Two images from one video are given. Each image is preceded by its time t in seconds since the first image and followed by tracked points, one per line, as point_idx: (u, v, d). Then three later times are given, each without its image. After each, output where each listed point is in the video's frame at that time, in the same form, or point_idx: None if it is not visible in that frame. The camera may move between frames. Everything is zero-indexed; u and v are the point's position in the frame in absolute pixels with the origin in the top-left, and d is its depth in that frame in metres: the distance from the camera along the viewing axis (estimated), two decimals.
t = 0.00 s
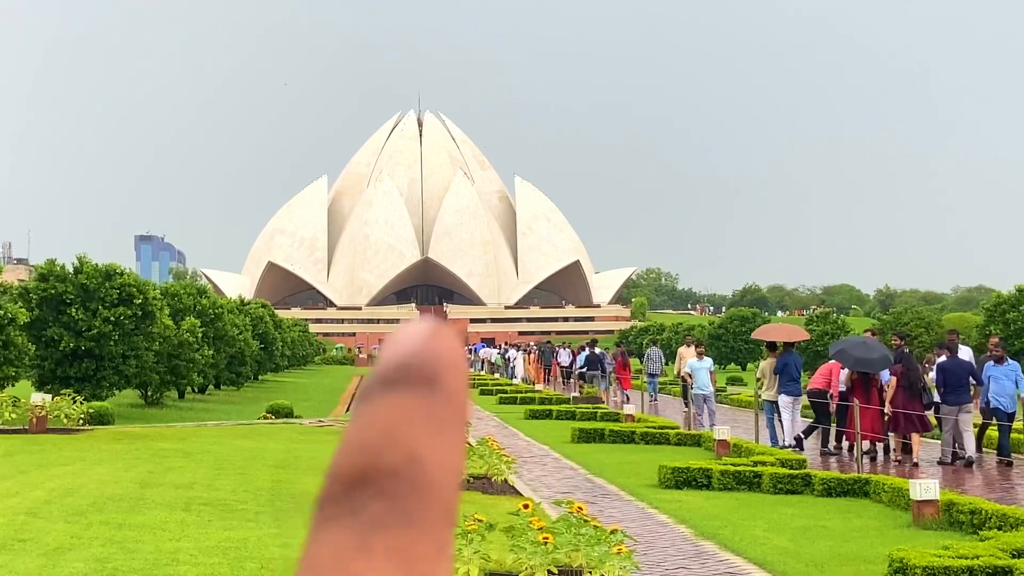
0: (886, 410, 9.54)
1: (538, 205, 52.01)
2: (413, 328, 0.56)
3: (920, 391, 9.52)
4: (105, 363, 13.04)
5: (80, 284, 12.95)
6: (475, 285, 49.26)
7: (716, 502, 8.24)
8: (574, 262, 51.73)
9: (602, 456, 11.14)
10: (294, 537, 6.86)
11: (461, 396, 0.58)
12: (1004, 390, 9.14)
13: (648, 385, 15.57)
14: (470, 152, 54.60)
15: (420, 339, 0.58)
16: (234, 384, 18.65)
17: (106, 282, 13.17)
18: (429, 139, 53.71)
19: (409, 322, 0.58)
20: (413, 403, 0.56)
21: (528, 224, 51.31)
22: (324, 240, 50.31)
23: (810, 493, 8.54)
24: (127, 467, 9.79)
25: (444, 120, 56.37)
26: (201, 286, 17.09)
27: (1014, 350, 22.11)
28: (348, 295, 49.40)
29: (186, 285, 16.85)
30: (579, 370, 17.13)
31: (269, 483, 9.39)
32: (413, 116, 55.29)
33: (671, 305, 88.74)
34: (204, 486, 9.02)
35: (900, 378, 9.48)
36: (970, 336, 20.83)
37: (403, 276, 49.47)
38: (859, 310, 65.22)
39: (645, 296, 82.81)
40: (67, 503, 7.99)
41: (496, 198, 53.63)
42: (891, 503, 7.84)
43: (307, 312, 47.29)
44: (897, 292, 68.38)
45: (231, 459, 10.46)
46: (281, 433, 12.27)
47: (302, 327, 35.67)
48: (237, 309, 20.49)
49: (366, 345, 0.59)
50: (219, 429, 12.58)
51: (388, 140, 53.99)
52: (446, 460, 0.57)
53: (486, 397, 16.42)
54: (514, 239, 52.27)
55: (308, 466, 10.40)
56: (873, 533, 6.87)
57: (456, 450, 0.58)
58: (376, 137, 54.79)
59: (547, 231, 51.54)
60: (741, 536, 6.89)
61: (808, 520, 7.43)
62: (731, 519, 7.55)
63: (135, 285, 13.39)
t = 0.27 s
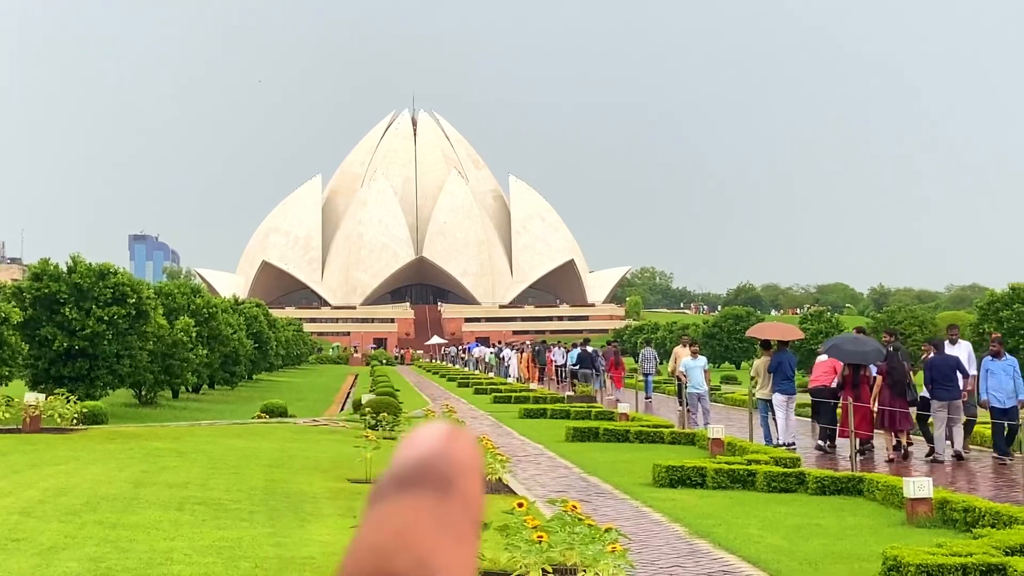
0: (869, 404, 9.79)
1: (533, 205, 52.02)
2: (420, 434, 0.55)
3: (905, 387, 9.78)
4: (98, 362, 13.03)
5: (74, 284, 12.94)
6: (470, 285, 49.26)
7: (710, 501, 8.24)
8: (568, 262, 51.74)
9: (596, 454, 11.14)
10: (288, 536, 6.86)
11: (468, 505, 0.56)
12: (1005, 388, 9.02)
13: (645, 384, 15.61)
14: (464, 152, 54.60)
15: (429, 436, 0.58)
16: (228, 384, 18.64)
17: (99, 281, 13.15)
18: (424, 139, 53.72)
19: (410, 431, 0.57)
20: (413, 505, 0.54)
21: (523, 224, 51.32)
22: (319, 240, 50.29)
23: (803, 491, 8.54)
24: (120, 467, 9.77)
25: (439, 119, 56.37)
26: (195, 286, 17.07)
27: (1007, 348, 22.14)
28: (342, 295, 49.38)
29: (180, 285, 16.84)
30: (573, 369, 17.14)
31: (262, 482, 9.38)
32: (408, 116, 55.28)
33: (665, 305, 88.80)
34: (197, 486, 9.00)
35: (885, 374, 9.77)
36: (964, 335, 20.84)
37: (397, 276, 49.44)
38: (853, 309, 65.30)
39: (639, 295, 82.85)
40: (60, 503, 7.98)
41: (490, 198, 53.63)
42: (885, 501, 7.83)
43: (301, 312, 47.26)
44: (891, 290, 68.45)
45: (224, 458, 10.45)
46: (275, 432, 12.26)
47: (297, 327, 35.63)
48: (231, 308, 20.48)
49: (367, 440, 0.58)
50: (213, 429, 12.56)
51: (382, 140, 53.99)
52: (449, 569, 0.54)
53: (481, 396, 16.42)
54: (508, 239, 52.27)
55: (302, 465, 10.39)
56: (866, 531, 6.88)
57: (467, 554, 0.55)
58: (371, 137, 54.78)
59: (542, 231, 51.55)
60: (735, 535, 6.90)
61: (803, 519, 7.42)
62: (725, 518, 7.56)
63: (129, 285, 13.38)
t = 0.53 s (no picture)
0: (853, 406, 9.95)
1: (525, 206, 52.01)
2: (505, 142, 0.61)
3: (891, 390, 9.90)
4: (91, 365, 13.01)
5: (66, 286, 12.93)
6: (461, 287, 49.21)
7: (703, 503, 8.25)
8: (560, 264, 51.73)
9: (590, 457, 11.14)
10: (281, 540, 6.85)
11: (535, 234, 0.61)
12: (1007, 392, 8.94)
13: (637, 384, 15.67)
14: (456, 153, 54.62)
15: (520, 210, 0.61)
16: (221, 386, 18.61)
17: (92, 284, 13.14)
18: (415, 140, 53.73)
19: (489, 167, 0.61)
20: (484, 267, 0.59)
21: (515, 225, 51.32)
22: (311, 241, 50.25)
23: (796, 494, 8.55)
24: (113, 470, 9.76)
25: (431, 121, 56.35)
26: (188, 288, 17.06)
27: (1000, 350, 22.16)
28: (334, 296, 49.36)
29: (172, 287, 16.81)
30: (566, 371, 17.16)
31: (256, 486, 9.37)
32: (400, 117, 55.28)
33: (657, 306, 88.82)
34: (190, 489, 8.99)
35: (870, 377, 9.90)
36: (958, 336, 20.84)
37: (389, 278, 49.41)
38: (846, 310, 65.34)
39: (631, 297, 82.90)
40: (54, 507, 7.97)
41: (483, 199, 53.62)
42: (878, 503, 7.84)
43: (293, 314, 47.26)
44: (883, 292, 68.49)
45: (218, 461, 10.44)
46: (268, 435, 12.24)
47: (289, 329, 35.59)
48: (223, 311, 20.45)
49: (459, 208, 0.62)
50: (206, 431, 12.55)
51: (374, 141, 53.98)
52: (513, 338, 0.58)
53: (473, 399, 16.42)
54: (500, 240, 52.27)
55: (295, 468, 10.38)
56: (859, 533, 6.88)
57: (544, 310, 0.60)
58: (363, 138, 54.75)
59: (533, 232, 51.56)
60: (728, 537, 6.90)
61: (797, 521, 7.43)
62: (718, 520, 7.56)
63: (121, 287, 13.36)
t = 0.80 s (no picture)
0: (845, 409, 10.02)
1: (518, 211, 52.02)
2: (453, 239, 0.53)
3: (884, 393, 9.95)
4: (82, 370, 12.97)
5: (58, 291, 12.91)
6: (454, 291, 49.21)
7: (696, 507, 8.25)
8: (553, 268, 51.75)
9: (582, 461, 11.14)
10: (272, 545, 6.83)
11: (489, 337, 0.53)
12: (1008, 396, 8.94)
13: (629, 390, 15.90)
14: (449, 157, 54.63)
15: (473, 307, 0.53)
16: (213, 391, 18.59)
17: (84, 289, 13.12)
18: (408, 144, 53.73)
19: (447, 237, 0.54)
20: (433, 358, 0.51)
21: (508, 229, 51.32)
22: (304, 245, 50.23)
23: (789, 497, 8.54)
24: (104, 476, 9.73)
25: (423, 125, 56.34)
26: (180, 293, 17.04)
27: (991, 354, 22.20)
28: (327, 300, 49.34)
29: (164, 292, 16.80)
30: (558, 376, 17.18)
31: (248, 491, 9.35)
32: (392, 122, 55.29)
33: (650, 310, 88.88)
34: (182, 494, 8.97)
35: (863, 380, 9.93)
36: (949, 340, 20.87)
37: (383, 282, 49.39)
38: (837, 314, 65.46)
39: (624, 301, 82.92)
40: (45, 512, 7.95)
41: (475, 203, 53.62)
42: (871, 506, 7.83)
43: (286, 318, 47.21)
44: (875, 296, 68.59)
45: (210, 467, 10.41)
46: (261, 440, 12.22)
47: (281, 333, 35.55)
48: (216, 316, 20.43)
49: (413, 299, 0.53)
50: (198, 437, 12.52)
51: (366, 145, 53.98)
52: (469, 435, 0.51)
53: (465, 403, 16.41)
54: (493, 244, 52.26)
55: (288, 473, 10.36)
56: (852, 537, 6.88)
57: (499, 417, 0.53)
58: (356, 142, 54.75)
59: (526, 236, 51.58)
60: (721, 541, 6.90)
61: (790, 525, 7.42)
62: (710, 524, 7.55)
63: (113, 293, 13.34)
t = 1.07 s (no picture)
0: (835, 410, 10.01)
1: (512, 215, 52.04)
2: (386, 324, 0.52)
3: (874, 396, 9.99)
4: (73, 376, 12.96)
5: (48, 297, 12.91)
6: (449, 295, 49.21)
7: (686, 511, 8.25)
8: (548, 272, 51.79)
9: (574, 466, 11.14)
10: (264, 550, 6.82)
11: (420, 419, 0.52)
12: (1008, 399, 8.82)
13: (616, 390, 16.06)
14: (443, 162, 54.67)
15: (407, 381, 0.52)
16: (204, 397, 18.56)
17: (75, 294, 13.11)
18: (402, 148, 53.76)
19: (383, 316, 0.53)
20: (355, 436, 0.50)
21: (502, 233, 51.35)
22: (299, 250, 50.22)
23: (780, 501, 8.55)
24: (95, 482, 9.72)
25: (417, 130, 56.38)
26: (172, 298, 17.03)
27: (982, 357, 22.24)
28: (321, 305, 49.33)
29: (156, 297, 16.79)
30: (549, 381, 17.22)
31: (240, 496, 9.34)
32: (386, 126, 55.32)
33: (644, 314, 88.92)
34: (173, 500, 8.96)
35: (854, 382, 9.97)
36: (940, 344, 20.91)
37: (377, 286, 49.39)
38: (831, 317, 65.56)
39: (618, 306, 82.95)
40: (36, 518, 7.94)
41: (470, 208, 53.65)
42: (862, 511, 7.84)
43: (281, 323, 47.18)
44: (868, 299, 68.69)
45: (201, 472, 10.40)
46: (252, 446, 12.21)
47: (276, 338, 35.51)
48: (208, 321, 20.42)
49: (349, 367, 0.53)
50: (189, 442, 12.51)
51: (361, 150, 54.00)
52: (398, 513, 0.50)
53: (457, 408, 16.42)
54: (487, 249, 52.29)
55: (279, 478, 10.35)
56: (842, 541, 6.89)
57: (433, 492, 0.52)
58: (350, 147, 54.76)
59: (520, 241, 51.61)
60: (711, 546, 6.90)
61: (780, 529, 7.43)
62: (701, 529, 7.56)
63: (104, 298, 13.34)
